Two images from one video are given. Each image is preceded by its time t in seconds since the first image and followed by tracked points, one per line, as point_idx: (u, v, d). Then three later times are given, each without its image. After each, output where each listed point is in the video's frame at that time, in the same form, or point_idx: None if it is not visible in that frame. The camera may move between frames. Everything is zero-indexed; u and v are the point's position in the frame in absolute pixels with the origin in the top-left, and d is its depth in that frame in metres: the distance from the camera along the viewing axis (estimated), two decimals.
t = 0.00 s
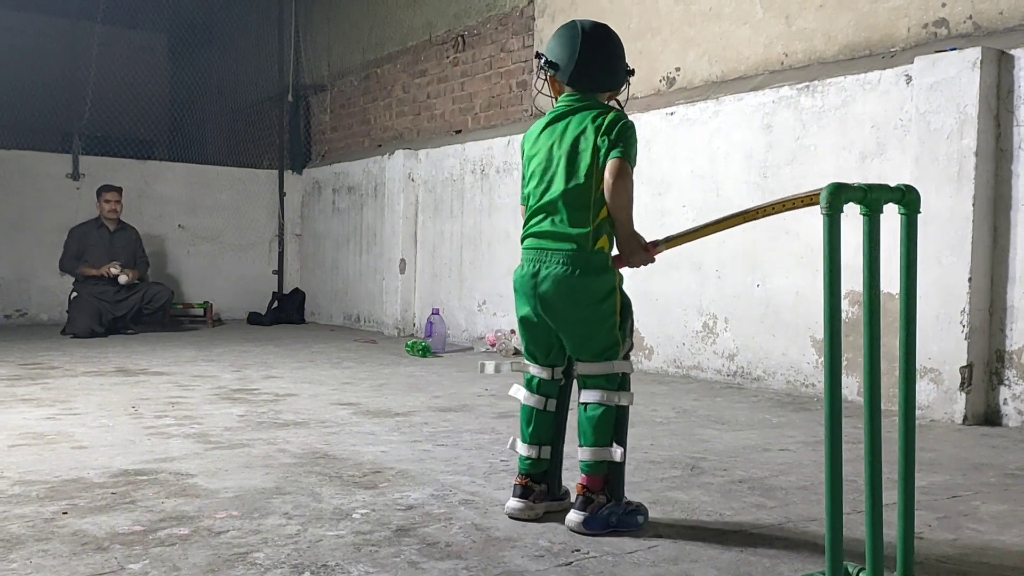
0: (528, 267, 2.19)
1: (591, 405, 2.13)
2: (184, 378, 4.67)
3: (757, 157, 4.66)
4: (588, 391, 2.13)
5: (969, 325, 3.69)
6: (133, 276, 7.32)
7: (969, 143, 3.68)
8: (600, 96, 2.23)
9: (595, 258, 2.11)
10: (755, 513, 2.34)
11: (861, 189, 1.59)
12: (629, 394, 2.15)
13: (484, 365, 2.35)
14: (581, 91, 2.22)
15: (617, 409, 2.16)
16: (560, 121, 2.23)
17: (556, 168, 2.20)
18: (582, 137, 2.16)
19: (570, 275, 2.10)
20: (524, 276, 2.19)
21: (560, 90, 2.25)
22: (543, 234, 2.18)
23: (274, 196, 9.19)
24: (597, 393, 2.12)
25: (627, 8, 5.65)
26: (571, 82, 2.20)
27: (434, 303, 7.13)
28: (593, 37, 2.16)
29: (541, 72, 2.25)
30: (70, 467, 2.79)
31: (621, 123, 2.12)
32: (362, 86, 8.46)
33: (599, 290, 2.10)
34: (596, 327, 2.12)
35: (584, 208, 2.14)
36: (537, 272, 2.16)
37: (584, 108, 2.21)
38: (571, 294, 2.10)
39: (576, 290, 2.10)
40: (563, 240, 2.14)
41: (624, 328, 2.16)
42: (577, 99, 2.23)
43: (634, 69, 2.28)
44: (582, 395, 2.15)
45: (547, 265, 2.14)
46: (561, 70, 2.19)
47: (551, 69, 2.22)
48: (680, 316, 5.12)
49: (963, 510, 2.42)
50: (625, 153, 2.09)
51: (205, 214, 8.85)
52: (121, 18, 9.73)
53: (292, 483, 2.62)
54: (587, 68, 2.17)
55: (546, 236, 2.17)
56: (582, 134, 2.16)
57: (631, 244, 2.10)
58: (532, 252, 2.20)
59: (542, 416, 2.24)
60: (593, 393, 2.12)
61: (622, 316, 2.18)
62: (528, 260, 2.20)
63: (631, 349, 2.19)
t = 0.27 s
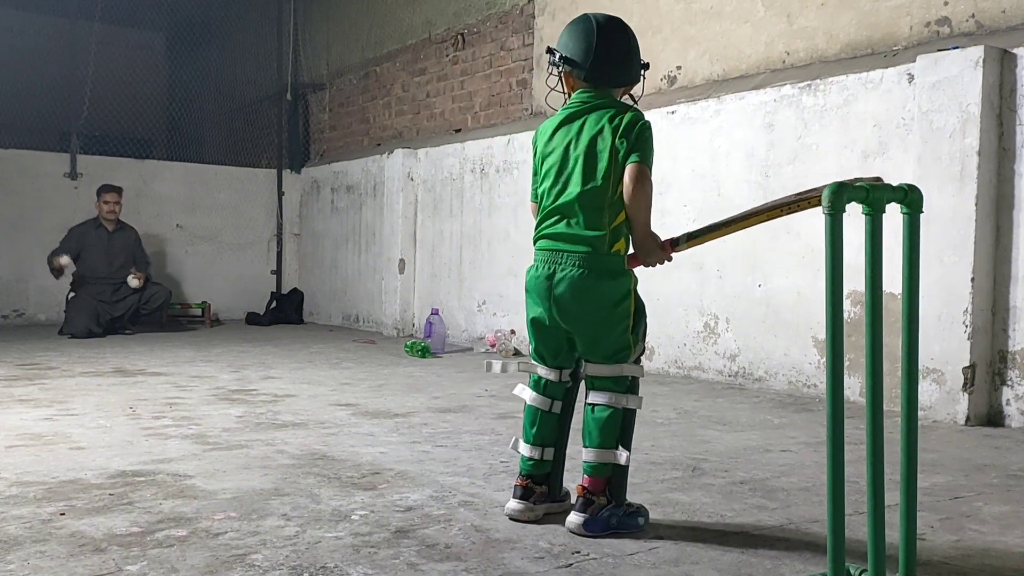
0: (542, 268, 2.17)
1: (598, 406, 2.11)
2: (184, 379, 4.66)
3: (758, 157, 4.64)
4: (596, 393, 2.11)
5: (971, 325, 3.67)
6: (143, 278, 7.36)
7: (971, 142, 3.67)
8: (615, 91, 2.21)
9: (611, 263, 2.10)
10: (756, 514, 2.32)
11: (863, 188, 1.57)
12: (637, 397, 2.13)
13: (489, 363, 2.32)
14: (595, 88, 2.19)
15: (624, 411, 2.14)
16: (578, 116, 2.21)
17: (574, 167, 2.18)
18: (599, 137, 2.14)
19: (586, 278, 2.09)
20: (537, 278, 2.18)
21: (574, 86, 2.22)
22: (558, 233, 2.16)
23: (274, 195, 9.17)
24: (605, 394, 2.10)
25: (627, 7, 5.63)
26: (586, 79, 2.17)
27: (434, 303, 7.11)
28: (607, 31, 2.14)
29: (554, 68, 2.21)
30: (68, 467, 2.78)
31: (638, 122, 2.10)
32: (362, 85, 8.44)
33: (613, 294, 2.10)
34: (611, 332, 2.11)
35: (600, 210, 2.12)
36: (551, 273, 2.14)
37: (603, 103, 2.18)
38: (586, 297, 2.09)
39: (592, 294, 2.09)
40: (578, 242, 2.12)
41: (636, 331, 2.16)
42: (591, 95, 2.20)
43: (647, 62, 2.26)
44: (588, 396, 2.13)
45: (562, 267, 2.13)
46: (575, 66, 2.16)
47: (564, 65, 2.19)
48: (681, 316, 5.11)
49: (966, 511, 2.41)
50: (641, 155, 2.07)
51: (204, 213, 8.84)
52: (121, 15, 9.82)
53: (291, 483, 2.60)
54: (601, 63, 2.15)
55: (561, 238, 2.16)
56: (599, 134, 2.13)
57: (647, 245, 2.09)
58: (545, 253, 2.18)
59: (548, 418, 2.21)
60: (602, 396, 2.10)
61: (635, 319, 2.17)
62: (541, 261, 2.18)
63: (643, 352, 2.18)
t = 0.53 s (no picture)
0: (548, 269, 2.17)
1: (602, 406, 2.10)
2: (183, 378, 4.65)
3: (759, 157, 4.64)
4: (600, 392, 2.11)
5: (971, 325, 3.66)
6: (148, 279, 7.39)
7: (972, 142, 3.66)
8: (627, 91, 2.21)
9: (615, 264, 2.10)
10: (757, 515, 2.32)
11: (863, 188, 1.57)
12: (641, 398, 2.12)
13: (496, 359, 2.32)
14: (607, 88, 2.19)
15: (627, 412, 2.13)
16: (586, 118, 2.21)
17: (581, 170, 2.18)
18: (609, 139, 2.13)
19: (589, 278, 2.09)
20: (544, 278, 2.18)
21: (586, 86, 2.22)
22: (564, 234, 2.16)
23: (274, 195, 9.16)
24: (609, 394, 2.10)
25: (627, 7, 5.63)
26: (598, 78, 2.17)
27: (434, 303, 7.11)
28: (619, 31, 2.15)
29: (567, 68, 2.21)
30: (68, 468, 2.78)
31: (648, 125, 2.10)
32: (362, 85, 8.43)
33: (618, 294, 2.09)
34: (614, 333, 2.10)
35: (606, 212, 2.12)
36: (557, 274, 2.14)
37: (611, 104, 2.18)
38: (591, 298, 2.08)
39: (596, 295, 2.08)
40: (584, 243, 2.12)
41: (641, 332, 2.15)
42: (602, 96, 2.19)
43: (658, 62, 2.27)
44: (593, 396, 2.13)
45: (568, 268, 2.13)
46: (590, 66, 2.16)
47: (577, 66, 2.18)
48: (681, 317, 5.10)
49: (967, 511, 2.40)
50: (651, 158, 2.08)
51: (205, 213, 8.83)
52: (120, 15, 9.80)
53: (290, 484, 2.60)
54: (614, 63, 2.15)
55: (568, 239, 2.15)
56: (609, 135, 2.13)
57: (655, 247, 2.08)
58: (552, 254, 2.18)
59: (551, 419, 2.21)
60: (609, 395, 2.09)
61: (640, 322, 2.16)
62: (548, 262, 2.18)
63: (647, 354, 2.17)
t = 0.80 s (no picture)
0: (543, 277, 2.22)
1: (607, 403, 2.13)
2: (185, 378, 4.68)
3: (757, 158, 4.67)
4: (603, 390, 2.14)
5: (967, 325, 3.70)
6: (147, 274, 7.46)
7: (967, 143, 3.69)
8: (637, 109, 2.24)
9: (607, 274, 2.12)
10: (754, 512, 2.35)
11: (859, 189, 1.60)
12: (643, 397, 2.17)
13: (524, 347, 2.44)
14: (618, 104, 2.22)
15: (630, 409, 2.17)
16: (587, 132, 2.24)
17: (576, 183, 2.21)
18: (607, 155, 2.16)
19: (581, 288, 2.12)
20: (539, 286, 2.23)
21: (598, 100, 2.26)
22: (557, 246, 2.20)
23: (275, 196, 9.20)
24: (614, 390, 2.13)
25: (627, 9, 5.66)
26: (611, 92, 2.21)
27: (435, 303, 7.14)
28: (636, 50, 2.21)
29: (581, 82, 2.26)
30: (72, 467, 2.80)
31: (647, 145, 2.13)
32: (363, 87, 8.47)
33: (609, 303, 2.11)
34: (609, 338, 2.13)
35: (599, 223, 2.14)
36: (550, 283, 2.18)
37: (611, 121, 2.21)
38: (582, 306, 2.12)
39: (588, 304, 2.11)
40: (576, 254, 2.15)
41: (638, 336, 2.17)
42: (611, 111, 2.22)
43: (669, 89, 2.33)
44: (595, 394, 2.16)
45: (560, 278, 2.16)
46: (603, 81, 2.21)
47: (592, 78, 2.23)
48: (679, 317, 5.13)
49: (961, 509, 2.43)
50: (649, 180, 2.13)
51: (207, 215, 8.86)
52: (123, 19, 9.82)
53: (292, 482, 2.62)
54: (627, 80, 2.19)
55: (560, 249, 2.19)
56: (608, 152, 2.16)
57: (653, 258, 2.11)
58: (546, 263, 2.22)
59: (576, 394, 2.29)
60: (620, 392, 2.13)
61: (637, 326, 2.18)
62: (542, 271, 2.23)
63: (647, 356, 2.20)
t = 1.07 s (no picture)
0: (508, 298, 2.22)
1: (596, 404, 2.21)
2: (185, 378, 4.67)
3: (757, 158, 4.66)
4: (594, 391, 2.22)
5: (968, 325, 3.69)
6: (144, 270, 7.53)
7: (968, 143, 3.69)
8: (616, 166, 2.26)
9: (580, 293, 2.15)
10: (754, 513, 2.34)
11: (860, 189, 1.59)
12: (635, 391, 2.22)
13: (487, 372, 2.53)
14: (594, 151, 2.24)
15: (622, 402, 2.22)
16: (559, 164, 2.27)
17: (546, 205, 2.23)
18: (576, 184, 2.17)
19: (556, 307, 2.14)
20: (504, 306, 2.23)
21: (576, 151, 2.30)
22: (524, 263, 2.21)
23: (275, 195, 9.19)
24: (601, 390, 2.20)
25: (627, 9, 5.65)
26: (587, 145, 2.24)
27: (434, 303, 7.14)
28: (619, 115, 2.26)
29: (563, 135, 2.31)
30: (71, 467, 2.79)
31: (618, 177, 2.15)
32: (363, 87, 8.46)
33: (582, 320, 2.14)
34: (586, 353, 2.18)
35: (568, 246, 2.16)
36: (518, 304, 2.19)
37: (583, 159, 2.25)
38: (554, 326, 2.14)
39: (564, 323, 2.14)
40: (545, 276, 2.16)
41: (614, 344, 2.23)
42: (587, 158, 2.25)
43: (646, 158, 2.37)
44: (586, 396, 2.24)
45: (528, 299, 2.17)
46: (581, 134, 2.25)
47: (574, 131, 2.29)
48: (679, 316, 5.13)
49: (962, 510, 2.43)
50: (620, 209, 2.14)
51: (206, 214, 8.85)
52: (123, 19, 9.79)
53: (291, 483, 2.62)
54: (606, 138, 2.23)
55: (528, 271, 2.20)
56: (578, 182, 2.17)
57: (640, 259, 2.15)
58: (512, 283, 2.22)
59: (539, 393, 2.46)
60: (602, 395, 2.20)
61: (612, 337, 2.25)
62: (507, 291, 2.23)
63: (631, 357, 2.27)
